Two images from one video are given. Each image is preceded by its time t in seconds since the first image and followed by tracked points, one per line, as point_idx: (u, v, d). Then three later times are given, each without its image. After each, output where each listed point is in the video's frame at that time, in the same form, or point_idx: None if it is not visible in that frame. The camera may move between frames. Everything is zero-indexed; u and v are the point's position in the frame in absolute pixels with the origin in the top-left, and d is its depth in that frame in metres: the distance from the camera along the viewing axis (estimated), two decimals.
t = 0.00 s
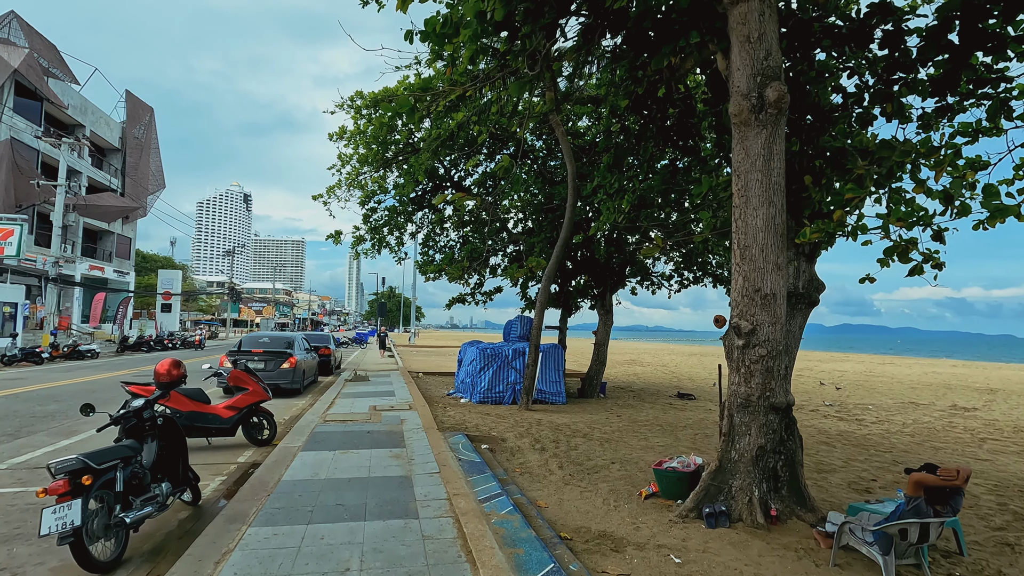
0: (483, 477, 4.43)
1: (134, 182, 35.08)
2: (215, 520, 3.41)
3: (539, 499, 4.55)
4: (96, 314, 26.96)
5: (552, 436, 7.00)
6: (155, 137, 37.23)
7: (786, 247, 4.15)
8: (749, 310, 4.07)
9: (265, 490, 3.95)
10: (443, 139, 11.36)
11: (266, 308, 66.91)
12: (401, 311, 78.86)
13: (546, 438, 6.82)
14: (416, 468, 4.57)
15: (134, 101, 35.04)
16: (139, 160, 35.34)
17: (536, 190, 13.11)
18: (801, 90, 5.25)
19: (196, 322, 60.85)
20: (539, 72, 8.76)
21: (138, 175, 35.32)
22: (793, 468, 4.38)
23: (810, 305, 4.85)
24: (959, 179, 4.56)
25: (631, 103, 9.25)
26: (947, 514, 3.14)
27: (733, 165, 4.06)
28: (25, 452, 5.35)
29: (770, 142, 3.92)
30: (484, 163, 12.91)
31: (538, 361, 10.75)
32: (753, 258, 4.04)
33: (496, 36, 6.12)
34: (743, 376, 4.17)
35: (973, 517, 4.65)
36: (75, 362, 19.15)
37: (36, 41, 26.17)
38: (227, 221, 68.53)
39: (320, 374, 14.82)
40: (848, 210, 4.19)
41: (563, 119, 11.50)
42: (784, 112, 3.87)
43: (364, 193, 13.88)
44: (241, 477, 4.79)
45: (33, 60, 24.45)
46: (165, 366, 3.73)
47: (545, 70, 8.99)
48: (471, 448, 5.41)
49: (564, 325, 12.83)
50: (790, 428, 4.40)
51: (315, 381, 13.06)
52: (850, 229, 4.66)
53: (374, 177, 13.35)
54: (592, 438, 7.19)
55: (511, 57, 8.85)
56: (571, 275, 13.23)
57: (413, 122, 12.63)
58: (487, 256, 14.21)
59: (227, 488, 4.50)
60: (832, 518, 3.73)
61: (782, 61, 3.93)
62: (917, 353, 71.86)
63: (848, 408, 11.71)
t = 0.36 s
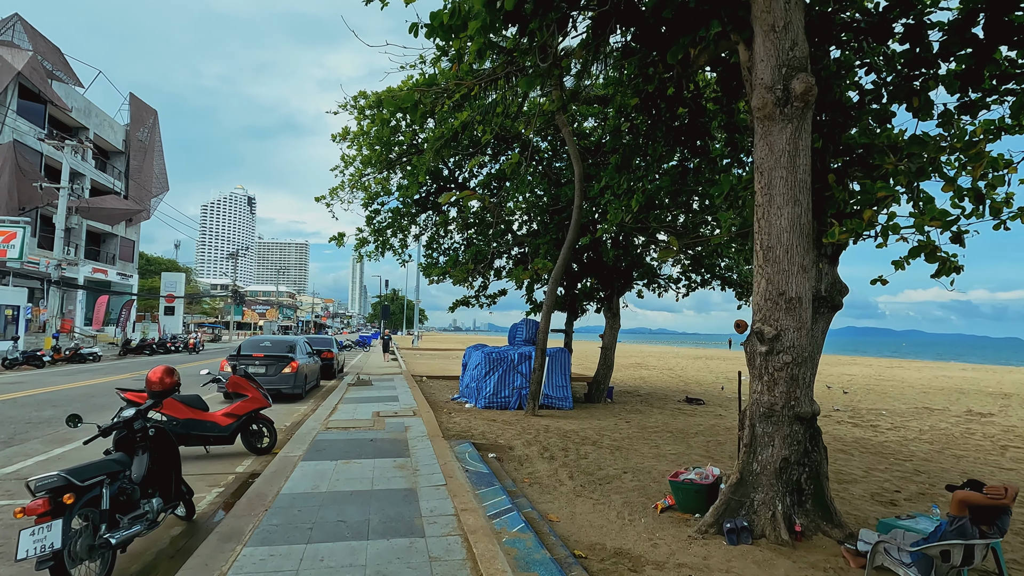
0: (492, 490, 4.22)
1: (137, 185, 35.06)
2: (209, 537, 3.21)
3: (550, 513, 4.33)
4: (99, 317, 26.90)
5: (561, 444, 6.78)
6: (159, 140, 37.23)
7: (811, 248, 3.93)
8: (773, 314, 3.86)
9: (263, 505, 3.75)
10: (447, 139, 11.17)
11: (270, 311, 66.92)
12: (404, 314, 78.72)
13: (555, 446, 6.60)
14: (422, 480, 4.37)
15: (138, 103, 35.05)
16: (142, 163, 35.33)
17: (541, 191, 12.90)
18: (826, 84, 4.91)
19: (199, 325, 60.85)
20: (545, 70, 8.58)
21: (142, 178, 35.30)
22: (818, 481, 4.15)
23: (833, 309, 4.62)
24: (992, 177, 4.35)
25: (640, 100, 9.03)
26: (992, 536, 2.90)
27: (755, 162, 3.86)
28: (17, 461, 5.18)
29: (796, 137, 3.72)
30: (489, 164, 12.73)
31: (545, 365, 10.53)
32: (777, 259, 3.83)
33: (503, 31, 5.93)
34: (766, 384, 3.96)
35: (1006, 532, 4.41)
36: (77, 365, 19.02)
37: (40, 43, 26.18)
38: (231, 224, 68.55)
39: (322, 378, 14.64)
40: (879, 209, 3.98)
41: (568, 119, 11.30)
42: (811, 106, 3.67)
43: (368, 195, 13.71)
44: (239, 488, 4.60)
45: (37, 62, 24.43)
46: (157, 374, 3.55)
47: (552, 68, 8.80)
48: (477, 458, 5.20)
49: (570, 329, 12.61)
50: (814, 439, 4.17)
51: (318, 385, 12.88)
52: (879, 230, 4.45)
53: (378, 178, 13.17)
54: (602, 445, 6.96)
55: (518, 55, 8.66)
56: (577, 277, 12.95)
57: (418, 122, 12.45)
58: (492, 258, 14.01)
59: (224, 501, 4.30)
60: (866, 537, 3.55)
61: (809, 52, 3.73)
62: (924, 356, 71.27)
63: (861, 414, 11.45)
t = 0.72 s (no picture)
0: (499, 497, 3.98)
1: (138, 184, 34.93)
2: (196, 551, 2.98)
3: (560, 522, 4.09)
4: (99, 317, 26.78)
5: (568, 447, 6.54)
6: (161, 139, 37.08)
7: (839, 241, 3.69)
8: (798, 312, 3.62)
9: (256, 514, 3.51)
10: (451, 134, 10.94)
11: (272, 310, 66.77)
12: (406, 313, 78.56)
13: (563, 449, 6.35)
14: (425, 486, 4.13)
15: (139, 102, 34.91)
16: (144, 162, 35.18)
17: (546, 188, 12.65)
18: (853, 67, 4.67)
19: (201, 325, 60.77)
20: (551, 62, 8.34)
21: (143, 177, 35.14)
22: (845, 489, 3.90)
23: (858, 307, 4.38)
24: None
25: (649, 92, 8.79)
26: None
27: (781, 149, 3.62)
28: (2, 465, 4.96)
29: (824, 123, 3.48)
30: (492, 162, 12.51)
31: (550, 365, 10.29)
32: (804, 253, 3.58)
33: (510, 16, 5.68)
34: (792, 386, 3.71)
35: None
36: (76, 366, 18.84)
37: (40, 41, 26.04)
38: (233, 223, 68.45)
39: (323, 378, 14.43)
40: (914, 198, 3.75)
41: (574, 114, 11.05)
42: (842, 88, 3.44)
43: (369, 192, 13.50)
44: (232, 495, 4.37)
45: (38, 60, 24.30)
46: (143, 375, 3.33)
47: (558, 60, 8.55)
48: (482, 462, 4.97)
49: (575, 328, 12.38)
50: (841, 443, 3.93)
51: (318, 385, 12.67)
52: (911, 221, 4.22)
53: (379, 175, 12.95)
54: (612, 448, 6.71)
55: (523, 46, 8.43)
56: (582, 276, 12.80)
57: (421, 118, 12.22)
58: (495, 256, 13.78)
59: (216, 509, 4.07)
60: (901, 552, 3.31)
61: (839, 31, 3.50)
62: (929, 356, 70.81)
63: (873, 415, 11.18)
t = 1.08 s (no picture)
0: (504, 508, 3.76)
1: (138, 181, 34.74)
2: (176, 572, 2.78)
3: (569, 534, 3.87)
4: (99, 315, 26.63)
5: (574, 451, 6.31)
6: (160, 136, 36.87)
7: (868, 237, 3.45)
8: (824, 312, 3.39)
9: (244, 529, 3.30)
10: (452, 128, 10.70)
11: (273, 308, 66.62)
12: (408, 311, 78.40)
13: (569, 453, 6.13)
14: (426, 496, 3.91)
15: (139, 99, 34.70)
16: (143, 159, 34.97)
17: (549, 185, 12.38)
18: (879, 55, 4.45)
19: (202, 323, 60.64)
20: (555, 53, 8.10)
21: (143, 174, 34.96)
22: (872, 500, 3.67)
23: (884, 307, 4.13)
24: None
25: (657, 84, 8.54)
26: None
27: (806, 138, 3.38)
28: None
29: (855, 109, 3.24)
30: (494, 158, 12.27)
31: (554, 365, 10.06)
32: (831, 250, 3.35)
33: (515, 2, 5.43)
34: (816, 391, 3.48)
35: None
36: (73, 364, 18.66)
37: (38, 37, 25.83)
38: (234, 221, 68.27)
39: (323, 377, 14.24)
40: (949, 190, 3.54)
41: (578, 108, 10.80)
42: (874, 72, 3.20)
43: (369, 188, 13.26)
44: (224, 504, 4.14)
45: (35, 55, 24.10)
46: (123, 381, 3.11)
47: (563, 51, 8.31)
48: (486, 469, 4.75)
49: (578, 327, 12.15)
50: (868, 452, 3.69)
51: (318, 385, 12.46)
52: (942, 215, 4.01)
53: (379, 171, 12.72)
54: (619, 452, 6.48)
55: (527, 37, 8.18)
56: (586, 274, 12.45)
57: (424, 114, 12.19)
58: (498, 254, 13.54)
59: (204, 520, 3.84)
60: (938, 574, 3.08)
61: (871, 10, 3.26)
62: (933, 354, 70.47)
63: (884, 416, 10.92)
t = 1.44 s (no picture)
0: (516, 515, 3.54)
1: (141, 181, 34.69)
2: None
3: (584, 543, 3.65)
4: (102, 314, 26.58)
5: (585, 453, 6.09)
6: (163, 135, 36.79)
7: (905, 226, 3.22)
8: (858, 306, 3.16)
9: (239, 538, 3.09)
10: (457, 123, 10.49)
11: (276, 308, 66.63)
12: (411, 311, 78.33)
13: (579, 456, 5.91)
14: (432, 503, 3.70)
15: (142, 98, 34.65)
16: (146, 158, 34.91)
17: (555, 182, 12.14)
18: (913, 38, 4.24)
19: (205, 323, 60.66)
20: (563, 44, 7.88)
21: (146, 174, 34.89)
22: (907, 508, 3.43)
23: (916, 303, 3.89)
24: None
25: (669, 75, 8.29)
26: None
27: (840, 120, 3.16)
28: None
29: (893, 87, 3.02)
30: (499, 154, 12.07)
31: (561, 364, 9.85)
32: (867, 240, 3.12)
33: None
34: (850, 392, 3.25)
35: None
36: (74, 364, 18.52)
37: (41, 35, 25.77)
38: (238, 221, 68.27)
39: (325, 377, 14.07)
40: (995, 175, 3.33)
41: (585, 103, 10.59)
42: (914, 47, 2.98)
43: (372, 185, 13.06)
44: (220, 510, 3.93)
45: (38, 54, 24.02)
46: (108, 381, 2.90)
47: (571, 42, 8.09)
48: (495, 473, 4.53)
49: (585, 325, 11.93)
50: (902, 456, 3.46)
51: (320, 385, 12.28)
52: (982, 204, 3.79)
53: (382, 168, 12.53)
54: (631, 455, 6.27)
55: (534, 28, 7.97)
56: (592, 271, 12.21)
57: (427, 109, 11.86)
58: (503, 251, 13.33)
59: (199, 528, 3.63)
60: None
61: None
62: (940, 354, 69.84)
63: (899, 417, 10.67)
